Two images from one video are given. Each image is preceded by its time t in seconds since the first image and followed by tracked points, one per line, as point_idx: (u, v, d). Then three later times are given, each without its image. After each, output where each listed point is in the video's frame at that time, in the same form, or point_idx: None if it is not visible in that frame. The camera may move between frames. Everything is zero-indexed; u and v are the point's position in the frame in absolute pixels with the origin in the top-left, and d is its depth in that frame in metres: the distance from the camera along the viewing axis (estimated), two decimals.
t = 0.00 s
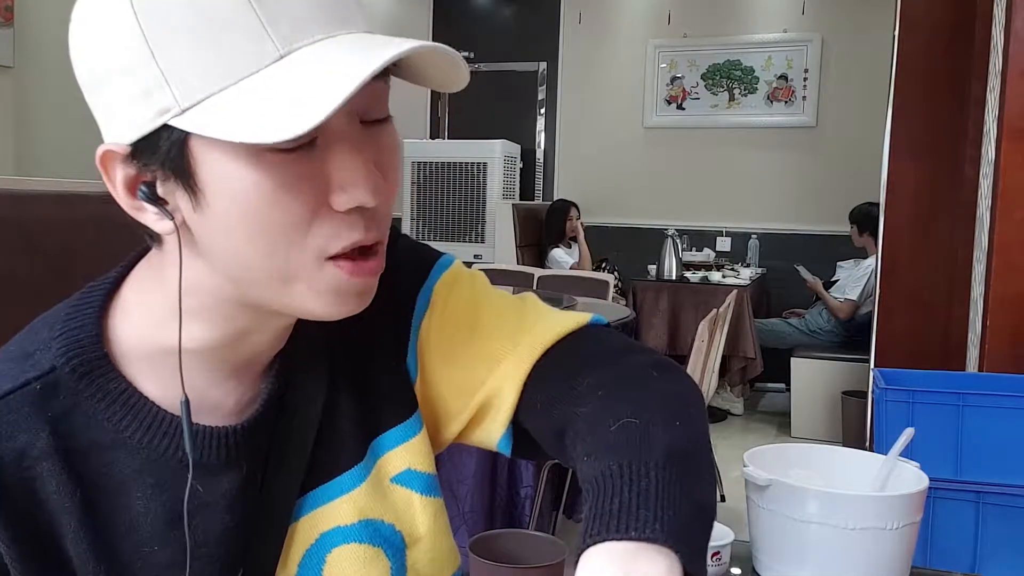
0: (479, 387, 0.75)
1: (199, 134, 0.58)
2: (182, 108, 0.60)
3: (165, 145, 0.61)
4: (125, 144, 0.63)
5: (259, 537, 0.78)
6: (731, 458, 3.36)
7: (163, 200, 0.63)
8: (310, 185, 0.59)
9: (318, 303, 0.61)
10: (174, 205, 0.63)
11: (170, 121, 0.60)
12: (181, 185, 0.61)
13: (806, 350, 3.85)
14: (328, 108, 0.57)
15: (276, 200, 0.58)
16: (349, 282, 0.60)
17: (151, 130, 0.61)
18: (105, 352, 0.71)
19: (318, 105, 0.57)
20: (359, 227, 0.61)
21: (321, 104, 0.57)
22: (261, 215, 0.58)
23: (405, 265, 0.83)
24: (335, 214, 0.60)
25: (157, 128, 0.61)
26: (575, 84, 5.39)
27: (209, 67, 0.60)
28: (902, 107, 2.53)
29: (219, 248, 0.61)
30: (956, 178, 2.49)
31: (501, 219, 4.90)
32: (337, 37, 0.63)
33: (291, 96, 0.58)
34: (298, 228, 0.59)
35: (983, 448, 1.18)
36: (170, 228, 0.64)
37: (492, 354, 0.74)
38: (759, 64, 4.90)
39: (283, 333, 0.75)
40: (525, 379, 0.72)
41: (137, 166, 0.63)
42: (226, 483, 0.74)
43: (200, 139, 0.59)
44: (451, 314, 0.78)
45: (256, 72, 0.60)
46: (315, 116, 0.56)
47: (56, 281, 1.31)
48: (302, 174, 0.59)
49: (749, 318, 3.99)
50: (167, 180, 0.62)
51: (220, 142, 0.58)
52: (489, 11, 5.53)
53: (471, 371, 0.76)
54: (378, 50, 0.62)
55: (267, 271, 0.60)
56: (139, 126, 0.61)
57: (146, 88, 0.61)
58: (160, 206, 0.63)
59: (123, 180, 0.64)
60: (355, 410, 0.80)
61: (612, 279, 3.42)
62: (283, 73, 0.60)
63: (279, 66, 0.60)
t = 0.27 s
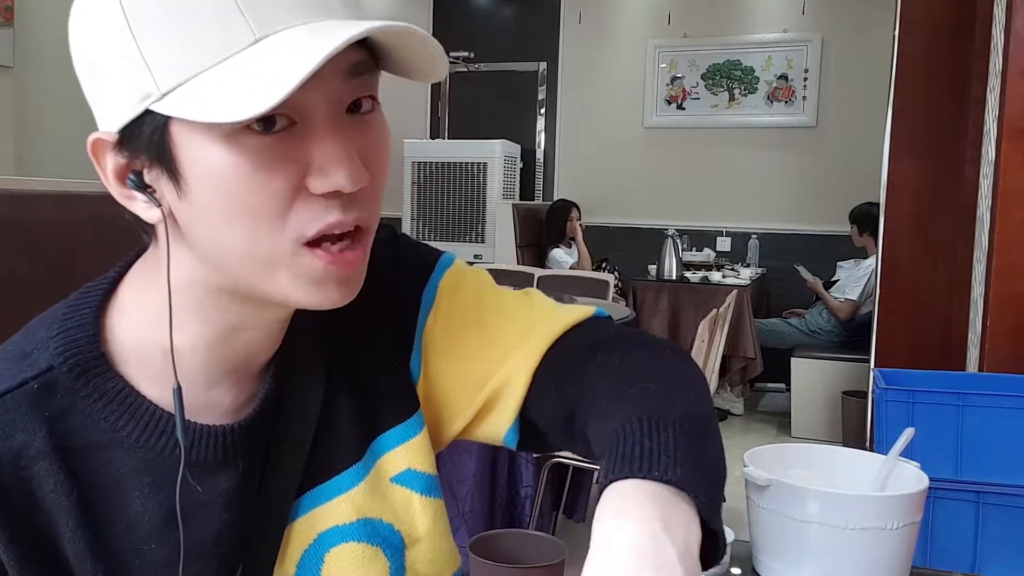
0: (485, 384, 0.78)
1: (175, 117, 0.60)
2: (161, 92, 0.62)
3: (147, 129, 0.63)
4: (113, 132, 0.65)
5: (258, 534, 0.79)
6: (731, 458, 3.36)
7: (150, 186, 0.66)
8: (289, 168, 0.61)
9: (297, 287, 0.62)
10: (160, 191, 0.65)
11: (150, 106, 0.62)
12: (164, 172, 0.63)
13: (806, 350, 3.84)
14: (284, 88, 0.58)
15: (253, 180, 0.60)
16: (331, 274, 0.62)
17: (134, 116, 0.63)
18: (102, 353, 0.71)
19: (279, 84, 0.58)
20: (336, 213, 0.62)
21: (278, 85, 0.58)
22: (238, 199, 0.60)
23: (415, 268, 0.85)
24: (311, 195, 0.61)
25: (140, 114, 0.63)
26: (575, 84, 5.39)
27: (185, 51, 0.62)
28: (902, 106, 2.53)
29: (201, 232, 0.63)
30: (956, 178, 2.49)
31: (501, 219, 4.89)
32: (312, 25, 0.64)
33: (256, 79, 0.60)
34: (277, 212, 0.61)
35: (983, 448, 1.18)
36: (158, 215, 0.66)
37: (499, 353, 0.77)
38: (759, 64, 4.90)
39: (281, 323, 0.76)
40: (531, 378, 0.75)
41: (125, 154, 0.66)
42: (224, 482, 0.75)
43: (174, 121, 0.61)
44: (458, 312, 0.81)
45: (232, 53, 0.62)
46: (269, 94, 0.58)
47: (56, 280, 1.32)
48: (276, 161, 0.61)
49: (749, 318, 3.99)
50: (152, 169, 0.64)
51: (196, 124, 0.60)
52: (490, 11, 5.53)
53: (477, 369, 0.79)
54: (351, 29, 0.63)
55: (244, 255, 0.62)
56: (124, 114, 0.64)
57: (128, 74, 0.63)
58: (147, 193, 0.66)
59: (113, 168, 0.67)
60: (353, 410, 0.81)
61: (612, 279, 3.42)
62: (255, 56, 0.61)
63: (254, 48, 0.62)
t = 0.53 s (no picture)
0: (499, 384, 0.83)
1: (189, 114, 0.61)
2: (176, 89, 0.62)
3: (157, 125, 0.63)
4: (120, 123, 0.65)
5: (264, 529, 0.79)
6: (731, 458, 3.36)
7: (153, 177, 0.65)
8: (301, 171, 0.61)
9: (302, 281, 0.63)
10: (163, 184, 0.65)
11: (163, 101, 0.62)
12: (173, 166, 0.63)
13: (806, 350, 3.84)
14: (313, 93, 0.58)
15: (268, 180, 0.61)
16: (333, 259, 0.63)
17: (144, 111, 0.63)
18: (105, 349, 0.72)
19: (295, 84, 0.59)
20: (342, 213, 0.63)
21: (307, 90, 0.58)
22: (246, 195, 0.61)
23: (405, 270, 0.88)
24: (321, 196, 0.62)
25: (150, 108, 0.63)
26: (575, 84, 5.39)
27: (201, 49, 0.62)
28: (903, 106, 2.53)
29: (204, 227, 0.63)
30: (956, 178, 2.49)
31: (501, 219, 4.89)
32: (326, 28, 0.65)
33: (277, 81, 0.60)
34: (287, 211, 0.61)
35: (982, 448, 1.18)
36: (160, 209, 0.66)
37: (514, 354, 0.82)
38: (759, 64, 4.90)
39: (283, 318, 0.76)
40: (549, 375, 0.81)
41: (131, 147, 0.65)
42: (227, 477, 0.75)
43: (186, 118, 0.62)
44: (471, 317, 0.85)
45: (250, 54, 0.62)
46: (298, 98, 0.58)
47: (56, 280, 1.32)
48: (286, 162, 0.61)
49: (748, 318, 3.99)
50: (158, 163, 0.64)
51: (211, 123, 0.60)
52: (489, 11, 5.53)
53: (491, 370, 0.84)
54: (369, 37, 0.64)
55: (249, 254, 0.63)
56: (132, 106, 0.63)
57: (139, 69, 0.63)
58: (149, 182, 0.65)
59: (115, 159, 0.66)
60: (360, 410, 0.84)
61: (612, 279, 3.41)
62: (272, 58, 0.62)
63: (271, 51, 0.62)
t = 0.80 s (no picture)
0: (509, 386, 0.85)
1: (228, 132, 0.60)
2: (213, 105, 0.62)
3: (187, 138, 0.62)
4: (144, 130, 0.64)
5: (266, 525, 0.80)
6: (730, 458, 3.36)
7: (173, 185, 0.65)
8: (329, 193, 0.62)
9: (315, 295, 0.64)
10: (183, 193, 0.64)
11: (198, 116, 0.62)
12: (197, 175, 0.63)
13: (806, 350, 3.84)
14: (372, 128, 0.60)
15: (297, 200, 0.61)
16: (344, 282, 0.64)
17: (174, 121, 0.62)
18: (105, 350, 0.71)
19: (343, 119, 0.60)
20: (362, 230, 0.63)
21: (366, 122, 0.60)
22: (275, 213, 0.61)
23: (408, 276, 0.90)
24: (344, 216, 0.63)
25: (182, 121, 0.62)
26: (575, 84, 5.39)
27: (245, 70, 0.62)
28: (902, 107, 2.53)
29: (225, 239, 0.63)
30: (956, 178, 2.49)
31: (501, 219, 4.89)
32: (365, 57, 0.67)
33: (331, 110, 0.61)
34: (309, 229, 0.61)
35: (982, 448, 1.18)
36: (176, 215, 0.66)
37: (524, 359, 0.84)
38: (759, 64, 4.90)
39: (286, 320, 0.76)
40: (559, 379, 0.84)
41: (152, 154, 0.65)
42: (227, 478, 0.76)
43: (221, 134, 0.61)
44: (483, 325, 0.87)
45: (290, 78, 0.63)
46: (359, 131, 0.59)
47: (57, 280, 1.32)
48: (321, 182, 0.61)
49: (749, 318, 3.99)
50: (181, 170, 0.64)
51: (249, 142, 0.60)
52: (490, 11, 5.53)
53: (500, 374, 0.86)
54: (410, 76, 0.65)
55: (268, 268, 0.63)
56: (160, 114, 0.63)
57: (174, 81, 0.62)
58: (168, 190, 0.65)
59: (134, 165, 0.65)
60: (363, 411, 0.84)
61: (612, 279, 3.41)
62: (314, 85, 0.63)
63: (311, 78, 0.63)
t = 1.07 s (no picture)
0: (517, 387, 0.88)
1: (250, 138, 0.60)
2: (235, 110, 0.62)
3: (208, 142, 0.62)
4: (164, 133, 0.64)
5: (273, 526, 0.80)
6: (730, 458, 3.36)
7: (191, 188, 0.65)
8: (348, 199, 0.62)
9: (331, 301, 0.64)
10: (201, 195, 0.64)
11: (220, 121, 0.62)
12: (216, 178, 0.63)
13: (806, 350, 3.84)
14: (397, 139, 0.60)
15: (315, 206, 0.61)
16: (363, 285, 0.64)
17: (196, 125, 0.62)
18: (115, 348, 0.71)
19: (367, 129, 0.61)
20: (378, 235, 0.64)
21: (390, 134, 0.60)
22: (292, 219, 0.61)
23: (413, 281, 0.91)
24: (360, 222, 0.63)
25: (203, 126, 0.62)
26: (575, 84, 5.39)
27: (268, 77, 0.62)
28: (903, 107, 2.53)
29: (241, 243, 0.63)
30: (956, 178, 2.49)
31: (501, 219, 4.89)
32: (387, 67, 0.67)
33: (354, 120, 0.61)
34: (330, 235, 0.62)
35: (983, 448, 1.18)
36: (193, 218, 0.66)
37: (533, 360, 0.87)
38: (759, 64, 4.90)
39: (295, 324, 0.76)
40: (566, 379, 0.87)
41: (171, 156, 0.65)
42: (235, 477, 0.75)
43: (241, 139, 0.62)
44: (494, 328, 0.88)
45: (313, 86, 0.63)
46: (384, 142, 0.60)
47: (58, 279, 1.32)
48: (339, 188, 0.62)
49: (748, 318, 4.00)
50: (200, 174, 0.64)
51: (271, 148, 0.60)
52: (489, 11, 5.53)
53: (509, 376, 0.88)
54: (433, 87, 0.65)
55: (282, 273, 0.63)
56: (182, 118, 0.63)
57: (197, 85, 0.62)
58: (186, 193, 0.64)
59: (152, 167, 0.65)
60: (369, 416, 0.86)
61: (612, 279, 3.41)
62: (337, 94, 0.63)
63: (334, 87, 0.63)
